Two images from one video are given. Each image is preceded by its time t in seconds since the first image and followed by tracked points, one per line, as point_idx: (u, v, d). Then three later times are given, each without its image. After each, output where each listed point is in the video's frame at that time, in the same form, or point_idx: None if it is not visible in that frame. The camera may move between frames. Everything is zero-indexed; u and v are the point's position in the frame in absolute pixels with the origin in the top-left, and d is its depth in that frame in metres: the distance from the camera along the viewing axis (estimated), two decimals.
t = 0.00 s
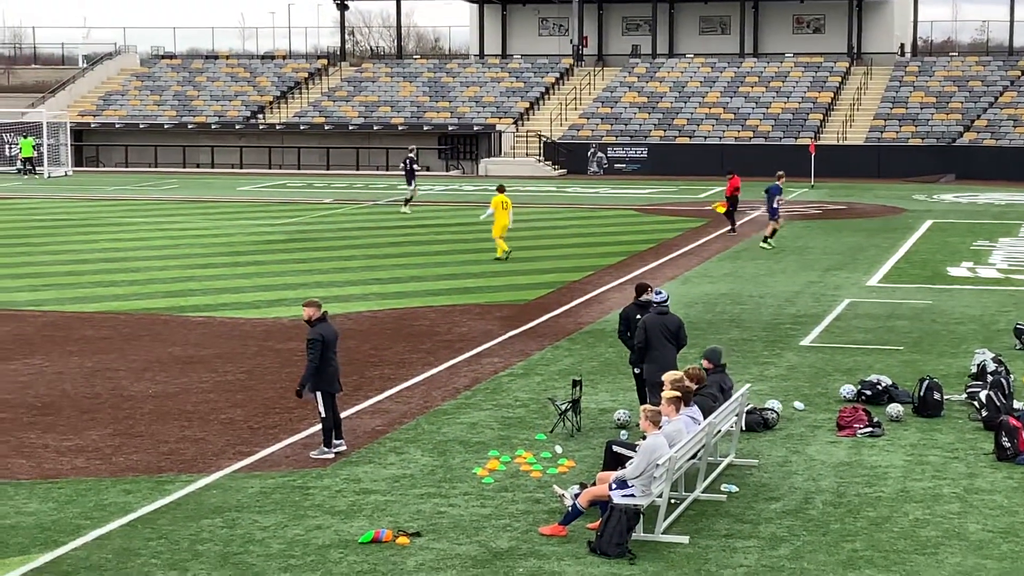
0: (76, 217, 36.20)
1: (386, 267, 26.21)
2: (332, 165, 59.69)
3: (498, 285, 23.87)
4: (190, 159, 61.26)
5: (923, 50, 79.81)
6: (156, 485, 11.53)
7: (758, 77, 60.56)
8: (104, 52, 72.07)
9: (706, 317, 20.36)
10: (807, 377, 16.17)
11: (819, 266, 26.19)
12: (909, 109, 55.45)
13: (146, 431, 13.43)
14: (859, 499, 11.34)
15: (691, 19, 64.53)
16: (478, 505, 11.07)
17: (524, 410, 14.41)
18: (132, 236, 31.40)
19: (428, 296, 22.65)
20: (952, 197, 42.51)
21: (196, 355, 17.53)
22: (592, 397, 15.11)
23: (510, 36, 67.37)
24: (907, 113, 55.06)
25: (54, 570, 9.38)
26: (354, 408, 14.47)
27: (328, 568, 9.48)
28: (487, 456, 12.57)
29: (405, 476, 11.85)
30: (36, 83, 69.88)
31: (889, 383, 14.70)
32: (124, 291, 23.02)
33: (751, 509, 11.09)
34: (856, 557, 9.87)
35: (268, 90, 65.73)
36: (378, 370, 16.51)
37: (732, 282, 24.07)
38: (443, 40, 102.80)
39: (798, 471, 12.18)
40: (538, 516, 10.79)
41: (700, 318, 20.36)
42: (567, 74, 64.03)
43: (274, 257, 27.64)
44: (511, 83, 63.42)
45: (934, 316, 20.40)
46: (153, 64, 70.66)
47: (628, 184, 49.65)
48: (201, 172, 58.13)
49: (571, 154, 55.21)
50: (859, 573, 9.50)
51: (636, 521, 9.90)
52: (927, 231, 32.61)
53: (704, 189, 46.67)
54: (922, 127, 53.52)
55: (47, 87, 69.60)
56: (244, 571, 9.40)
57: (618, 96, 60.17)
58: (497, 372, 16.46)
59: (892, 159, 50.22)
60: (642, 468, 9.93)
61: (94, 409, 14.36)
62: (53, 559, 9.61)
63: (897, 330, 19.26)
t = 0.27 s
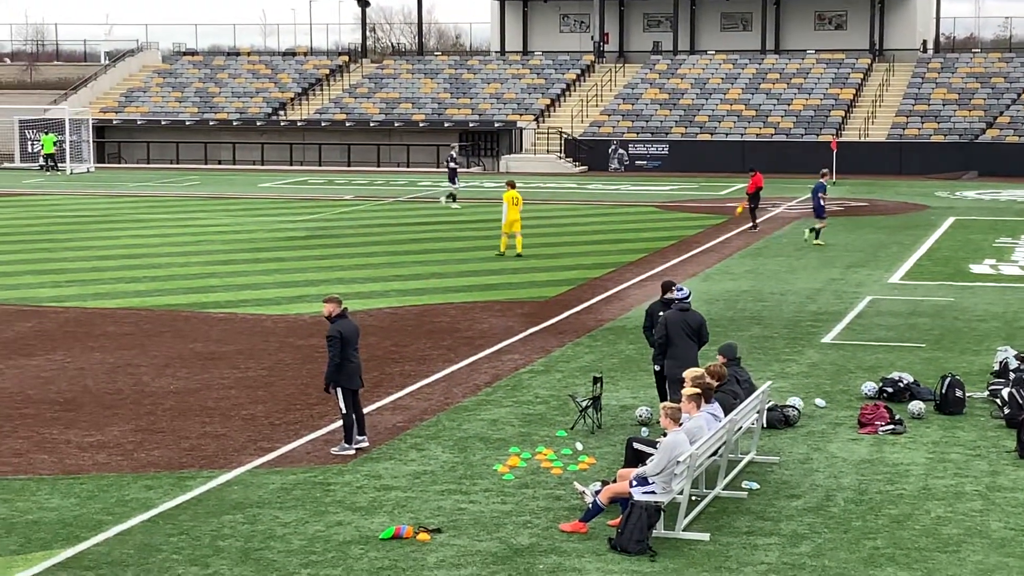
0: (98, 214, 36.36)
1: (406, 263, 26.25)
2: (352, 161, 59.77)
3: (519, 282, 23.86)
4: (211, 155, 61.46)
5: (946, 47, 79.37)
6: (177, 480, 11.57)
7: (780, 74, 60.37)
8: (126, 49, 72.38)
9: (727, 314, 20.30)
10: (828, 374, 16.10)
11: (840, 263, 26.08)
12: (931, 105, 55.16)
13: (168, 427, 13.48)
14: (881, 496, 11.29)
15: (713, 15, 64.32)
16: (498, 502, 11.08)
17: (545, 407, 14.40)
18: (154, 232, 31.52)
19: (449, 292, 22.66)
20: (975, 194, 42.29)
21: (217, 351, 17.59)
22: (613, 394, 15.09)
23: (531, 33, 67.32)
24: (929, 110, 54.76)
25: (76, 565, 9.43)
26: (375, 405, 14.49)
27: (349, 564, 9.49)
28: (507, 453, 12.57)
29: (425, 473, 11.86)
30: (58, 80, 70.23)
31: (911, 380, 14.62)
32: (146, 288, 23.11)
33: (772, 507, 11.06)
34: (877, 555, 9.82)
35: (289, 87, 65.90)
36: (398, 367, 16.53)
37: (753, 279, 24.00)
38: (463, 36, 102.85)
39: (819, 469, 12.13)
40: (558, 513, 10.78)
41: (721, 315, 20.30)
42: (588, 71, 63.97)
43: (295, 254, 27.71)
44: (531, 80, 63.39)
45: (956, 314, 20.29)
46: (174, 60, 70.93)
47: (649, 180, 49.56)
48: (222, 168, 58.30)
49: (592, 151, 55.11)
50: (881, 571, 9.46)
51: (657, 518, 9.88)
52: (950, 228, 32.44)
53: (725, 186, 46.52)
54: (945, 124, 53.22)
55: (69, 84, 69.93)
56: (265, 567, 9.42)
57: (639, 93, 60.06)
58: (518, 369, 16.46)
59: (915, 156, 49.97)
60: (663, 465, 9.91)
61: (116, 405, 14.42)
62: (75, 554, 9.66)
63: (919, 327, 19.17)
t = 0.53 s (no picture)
0: (118, 211, 36.50)
1: (425, 260, 26.27)
2: (371, 158, 59.85)
3: (537, 279, 23.85)
4: (231, 152, 61.65)
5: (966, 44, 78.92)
6: (197, 477, 11.61)
7: (800, 71, 60.17)
8: (146, 46, 72.63)
9: (746, 311, 20.25)
10: (847, 372, 16.05)
11: (860, 260, 25.97)
12: (952, 102, 54.84)
13: (187, 423, 13.52)
14: (900, 494, 11.25)
15: (733, 12, 64.05)
16: (517, 499, 11.07)
17: (563, 404, 14.40)
18: (174, 229, 31.63)
19: (467, 289, 22.66)
20: (995, 191, 42.05)
21: (237, 347, 17.64)
22: (632, 392, 15.07)
23: (550, 30, 67.23)
24: (949, 107, 54.44)
25: (96, 561, 9.47)
26: (394, 402, 14.51)
27: (367, 561, 9.51)
28: (526, 450, 12.56)
29: (444, 470, 11.87)
30: (79, 77, 70.50)
31: (931, 378, 14.55)
32: (166, 284, 23.18)
33: (791, 504, 11.02)
34: (896, 553, 9.78)
35: (309, 84, 66.02)
36: (417, 364, 16.55)
37: (772, 277, 23.93)
38: (482, 34, 102.86)
39: (839, 466, 12.09)
40: (576, 510, 10.77)
41: (740, 312, 20.25)
42: (607, 68, 63.90)
43: (314, 251, 27.76)
44: (550, 77, 63.34)
45: (977, 311, 20.18)
46: (194, 58, 71.13)
47: (668, 178, 49.47)
48: (241, 165, 58.44)
49: (611, 148, 54.99)
50: (900, 568, 9.42)
51: (675, 516, 9.86)
52: (970, 225, 32.27)
53: (745, 183, 46.40)
54: (965, 121, 52.91)
55: (90, 81, 70.20)
56: (284, 563, 9.45)
57: (658, 90, 59.92)
58: (537, 366, 16.45)
59: (935, 153, 49.73)
60: (682, 463, 9.89)
61: (136, 401, 14.48)
62: (94, 551, 9.70)
63: (939, 325, 19.08)
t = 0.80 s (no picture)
0: (137, 208, 36.64)
1: (442, 258, 26.29)
2: (388, 156, 59.88)
3: (554, 276, 23.84)
4: (249, 150, 61.76)
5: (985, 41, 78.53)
6: (214, 474, 11.65)
7: (817, 68, 60.01)
8: (163, 44, 72.82)
9: (763, 309, 20.22)
10: (865, 370, 16.00)
11: (877, 258, 25.88)
12: (970, 100, 54.56)
13: (205, 420, 13.57)
14: (917, 492, 11.21)
15: (750, 10, 63.95)
16: (534, 496, 11.08)
17: (580, 402, 14.40)
18: (191, 226, 31.71)
19: (484, 287, 22.66)
20: (1013, 189, 41.85)
21: (254, 344, 17.69)
22: (648, 389, 15.06)
23: (567, 28, 67.17)
24: (968, 104, 54.16)
25: (114, 558, 9.52)
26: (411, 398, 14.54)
27: (384, 558, 9.52)
28: (543, 447, 12.57)
29: (460, 467, 11.89)
30: (97, 74, 70.77)
31: (949, 376, 14.50)
32: (183, 282, 23.25)
33: (808, 502, 11.00)
34: (913, 551, 9.75)
35: (326, 82, 66.12)
36: (434, 361, 16.57)
37: (789, 274, 23.88)
38: (499, 32, 102.79)
39: (855, 464, 12.07)
40: (593, 508, 10.78)
41: (757, 310, 20.20)
42: (624, 65, 63.84)
43: (331, 248, 27.81)
44: (568, 74, 63.29)
45: (995, 309, 20.08)
46: (211, 55, 71.28)
47: (685, 175, 49.39)
48: (259, 162, 58.57)
49: (629, 145, 54.95)
50: (917, 566, 9.40)
51: (692, 514, 9.86)
52: (989, 222, 32.11)
53: (762, 180, 46.30)
54: (983, 119, 52.64)
55: (107, 78, 70.43)
56: (301, 559, 9.47)
57: (675, 88, 59.81)
58: (553, 363, 16.46)
59: (953, 151, 49.49)
60: (698, 460, 9.89)
61: (153, 398, 14.54)
62: (112, 547, 9.75)
63: (957, 323, 19.00)
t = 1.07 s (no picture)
0: (152, 206, 36.71)
1: (456, 256, 26.28)
2: (403, 154, 59.91)
3: (568, 275, 23.82)
4: (263, 148, 61.82)
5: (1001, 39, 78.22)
6: (228, 472, 11.67)
7: (832, 67, 59.86)
8: (178, 42, 72.97)
9: (777, 307, 20.17)
10: (879, 368, 15.95)
11: (892, 257, 25.80)
12: (985, 98, 54.33)
13: (219, 418, 13.60)
14: (932, 491, 11.18)
15: (764, 8, 63.81)
16: (547, 494, 11.07)
17: (594, 400, 14.39)
18: (206, 224, 31.77)
19: (498, 285, 22.65)
20: None
21: (268, 343, 17.73)
22: (662, 387, 15.04)
23: (581, 26, 67.08)
24: (983, 102, 53.93)
25: (128, 555, 9.55)
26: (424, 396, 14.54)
27: (397, 556, 9.53)
28: (557, 446, 12.56)
29: (474, 465, 11.88)
30: (112, 73, 70.94)
31: (963, 375, 14.44)
32: (197, 280, 23.29)
33: (822, 500, 10.98)
34: (928, 550, 9.72)
35: (340, 80, 66.20)
36: (448, 360, 16.57)
37: (803, 273, 23.82)
38: (513, 29, 102.71)
39: (870, 463, 12.03)
40: (607, 506, 10.77)
41: (771, 308, 20.15)
42: (638, 63, 63.77)
43: (345, 246, 27.83)
44: (581, 73, 63.22)
45: (1010, 308, 20.00)
46: (226, 54, 71.40)
47: (699, 173, 49.29)
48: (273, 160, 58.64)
49: (643, 144, 54.92)
50: (932, 565, 9.36)
51: (706, 512, 9.85)
52: (1004, 221, 31.98)
53: (776, 178, 46.18)
54: (999, 117, 52.41)
55: (122, 77, 70.60)
56: (315, 558, 9.49)
57: (689, 86, 59.68)
58: (567, 361, 16.45)
59: (968, 150, 49.34)
60: (712, 459, 9.86)
61: (167, 396, 14.57)
62: (126, 544, 9.78)
63: (972, 321, 18.93)
